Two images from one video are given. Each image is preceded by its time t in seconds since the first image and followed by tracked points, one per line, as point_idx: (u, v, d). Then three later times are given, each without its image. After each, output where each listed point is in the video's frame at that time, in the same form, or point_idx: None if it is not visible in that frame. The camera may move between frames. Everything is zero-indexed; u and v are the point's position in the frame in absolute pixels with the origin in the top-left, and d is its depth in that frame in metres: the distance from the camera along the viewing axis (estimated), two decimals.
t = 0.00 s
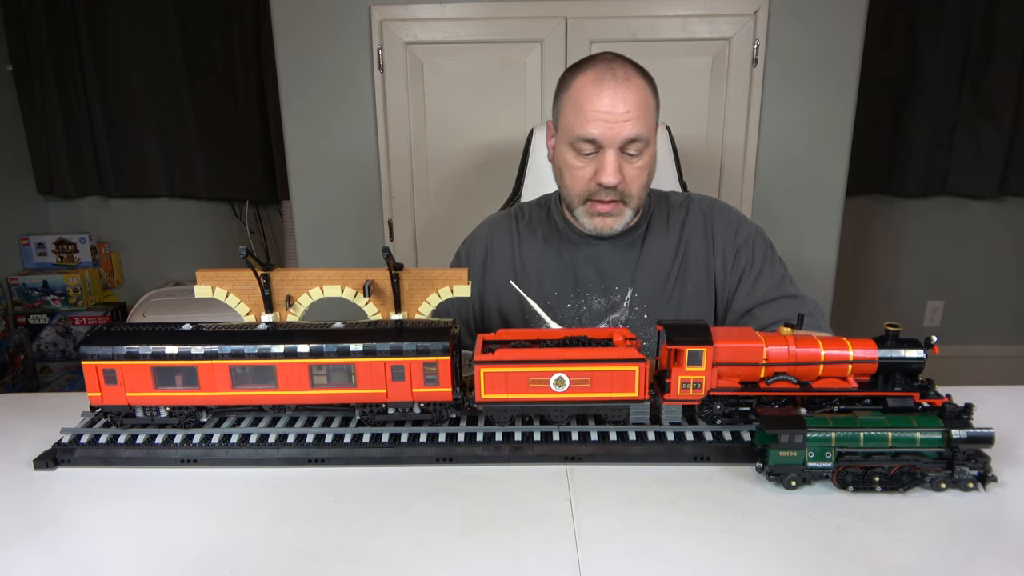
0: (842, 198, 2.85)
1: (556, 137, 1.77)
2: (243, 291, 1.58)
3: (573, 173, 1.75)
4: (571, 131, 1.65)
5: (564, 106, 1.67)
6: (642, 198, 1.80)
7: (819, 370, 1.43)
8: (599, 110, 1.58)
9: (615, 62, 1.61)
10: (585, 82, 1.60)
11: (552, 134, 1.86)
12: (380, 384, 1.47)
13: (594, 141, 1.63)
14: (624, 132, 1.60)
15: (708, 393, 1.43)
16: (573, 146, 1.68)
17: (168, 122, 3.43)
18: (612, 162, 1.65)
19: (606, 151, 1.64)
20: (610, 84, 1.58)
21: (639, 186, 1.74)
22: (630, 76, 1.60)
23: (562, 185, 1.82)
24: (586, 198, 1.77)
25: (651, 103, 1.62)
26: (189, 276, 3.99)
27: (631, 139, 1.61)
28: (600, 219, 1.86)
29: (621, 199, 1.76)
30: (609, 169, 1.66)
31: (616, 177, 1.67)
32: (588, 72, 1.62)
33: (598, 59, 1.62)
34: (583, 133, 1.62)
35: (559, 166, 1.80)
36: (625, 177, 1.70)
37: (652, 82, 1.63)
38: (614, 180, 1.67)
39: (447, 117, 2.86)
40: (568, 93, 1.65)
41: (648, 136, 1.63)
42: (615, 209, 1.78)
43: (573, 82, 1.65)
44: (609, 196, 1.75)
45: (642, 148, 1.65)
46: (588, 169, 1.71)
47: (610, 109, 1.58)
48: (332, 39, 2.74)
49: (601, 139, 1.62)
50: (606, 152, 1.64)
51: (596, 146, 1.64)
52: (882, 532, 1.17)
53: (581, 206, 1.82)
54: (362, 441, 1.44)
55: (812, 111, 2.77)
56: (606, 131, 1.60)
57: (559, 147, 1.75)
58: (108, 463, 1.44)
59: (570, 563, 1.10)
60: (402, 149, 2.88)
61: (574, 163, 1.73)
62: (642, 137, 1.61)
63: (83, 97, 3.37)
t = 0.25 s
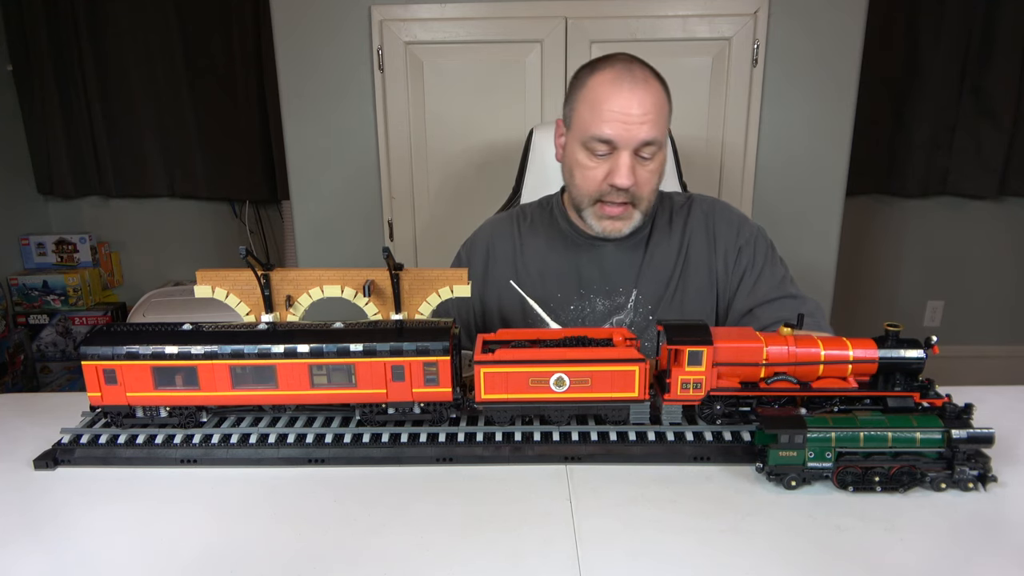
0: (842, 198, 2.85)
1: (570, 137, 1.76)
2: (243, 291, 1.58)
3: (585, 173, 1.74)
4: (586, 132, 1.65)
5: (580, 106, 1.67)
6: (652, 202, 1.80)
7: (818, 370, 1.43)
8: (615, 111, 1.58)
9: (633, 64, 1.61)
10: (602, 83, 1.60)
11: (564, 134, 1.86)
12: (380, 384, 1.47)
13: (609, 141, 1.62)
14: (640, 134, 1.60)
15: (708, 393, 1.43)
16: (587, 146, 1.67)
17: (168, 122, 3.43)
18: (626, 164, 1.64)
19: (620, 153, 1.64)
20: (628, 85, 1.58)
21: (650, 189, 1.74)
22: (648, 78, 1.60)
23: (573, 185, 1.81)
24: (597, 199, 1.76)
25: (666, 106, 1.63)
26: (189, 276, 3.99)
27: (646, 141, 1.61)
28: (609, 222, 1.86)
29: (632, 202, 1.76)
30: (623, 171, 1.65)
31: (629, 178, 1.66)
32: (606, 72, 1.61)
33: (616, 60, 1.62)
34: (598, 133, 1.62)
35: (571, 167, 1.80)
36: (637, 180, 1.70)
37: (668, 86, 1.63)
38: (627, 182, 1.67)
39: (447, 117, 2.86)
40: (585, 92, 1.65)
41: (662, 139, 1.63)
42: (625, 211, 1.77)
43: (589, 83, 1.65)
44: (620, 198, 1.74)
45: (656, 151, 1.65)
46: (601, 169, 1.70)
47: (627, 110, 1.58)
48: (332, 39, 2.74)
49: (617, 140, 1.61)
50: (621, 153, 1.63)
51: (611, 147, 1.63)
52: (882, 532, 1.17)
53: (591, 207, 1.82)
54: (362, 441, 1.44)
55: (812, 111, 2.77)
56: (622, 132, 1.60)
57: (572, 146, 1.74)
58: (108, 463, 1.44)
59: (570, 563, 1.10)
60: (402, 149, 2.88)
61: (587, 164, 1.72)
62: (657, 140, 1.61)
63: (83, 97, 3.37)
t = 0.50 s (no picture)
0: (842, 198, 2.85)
1: (575, 135, 1.76)
2: (243, 291, 1.58)
3: (590, 172, 1.74)
4: (593, 131, 1.65)
5: (587, 105, 1.67)
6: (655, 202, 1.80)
7: (819, 370, 1.43)
8: (623, 111, 1.58)
9: (639, 64, 1.61)
10: (610, 82, 1.60)
11: (569, 133, 1.86)
12: (380, 384, 1.47)
13: (614, 141, 1.62)
14: (646, 135, 1.60)
15: (708, 393, 1.43)
16: (593, 145, 1.67)
17: (168, 122, 3.43)
18: (632, 164, 1.65)
19: (626, 153, 1.64)
20: (636, 86, 1.58)
21: (654, 189, 1.74)
22: (654, 79, 1.60)
23: (577, 184, 1.81)
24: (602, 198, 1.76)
25: (672, 107, 1.63)
26: (189, 276, 3.99)
27: (652, 142, 1.61)
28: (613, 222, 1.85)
29: (636, 202, 1.76)
30: (628, 171, 1.65)
31: (635, 179, 1.66)
32: (613, 72, 1.62)
33: (623, 60, 1.63)
34: (604, 133, 1.62)
35: (576, 165, 1.80)
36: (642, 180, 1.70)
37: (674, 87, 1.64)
38: (632, 182, 1.67)
39: (447, 117, 2.86)
40: (591, 92, 1.65)
41: (667, 140, 1.63)
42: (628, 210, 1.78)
43: (597, 82, 1.65)
44: (625, 198, 1.75)
45: (661, 152, 1.65)
46: (606, 168, 1.71)
47: (634, 110, 1.58)
48: (332, 39, 2.74)
49: (623, 140, 1.61)
50: (627, 153, 1.64)
51: (617, 147, 1.63)
52: (882, 532, 1.17)
53: (595, 206, 1.81)
54: (362, 441, 1.44)
55: (812, 111, 2.77)
56: (629, 132, 1.60)
57: (578, 145, 1.74)
58: (108, 463, 1.44)
59: (570, 562, 1.10)
60: (402, 150, 2.88)
61: (592, 162, 1.72)
62: (663, 141, 1.62)
63: (84, 97, 3.36)
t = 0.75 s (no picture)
0: (842, 199, 2.85)
1: (584, 139, 1.78)
2: (243, 291, 1.58)
3: (608, 171, 1.76)
4: (608, 129, 1.68)
5: (594, 105, 1.70)
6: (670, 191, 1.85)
7: (819, 370, 1.43)
8: (637, 104, 1.63)
9: (636, 60, 1.69)
10: (615, 80, 1.66)
11: (570, 139, 1.88)
12: (380, 384, 1.47)
13: (632, 134, 1.66)
14: (662, 123, 1.66)
15: (708, 393, 1.43)
16: (609, 142, 1.70)
17: (168, 122, 3.43)
18: (652, 154, 1.69)
19: (644, 144, 1.69)
20: (642, 78, 1.65)
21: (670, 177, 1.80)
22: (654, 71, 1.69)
23: (594, 187, 1.81)
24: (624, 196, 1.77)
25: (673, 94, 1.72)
26: (189, 276, 3.99)
27: (666, 129, 1.68)
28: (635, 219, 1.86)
29: (658, 193, 1.79)
30: (650, 161, 1.69)
31: (657, 168, 1.71)
32: (614, 71, 1.68)
33: (616, 60, 1.70)
34: (622, 127, 1.65)
35: (589, 169, 1.81)
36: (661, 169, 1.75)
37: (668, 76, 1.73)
38: (655, 172, 1.71)
39: (447, 117, 2.86)
40: (597, 92, 1.69)
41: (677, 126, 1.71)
42: (651, 204, 1.79)
43: (598, 83, 1.70)
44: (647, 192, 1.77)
45: (672, 139, 1.72)
46: (624, 164, 1.73)
47: (647, 101, 1.63)
48: (332, 40, 2.74)
49: (641, 131, 1.66)
50: (644, 144, 1.68)
51: (635, 139, 1.67)
52: (882, 532, 1.17)
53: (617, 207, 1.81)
54: (362, 441, 1.44)
55: (812, 111, 2.77)
56: (646, 123, 1.65)
57: (589, 147, 1.76)
58: (108, 463, 1.44)
59: (570, 563, 1.10)
60: (402, 149, 2.88)
61: (610, 161, 1.75)
62: (675, 127, 1.69)
63: (83, 97, 3.37)
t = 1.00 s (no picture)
0: (842, 198, 2.85)
1: (583, 134, 1.79)
2: (243, 291, 1.58)
3: (608, 165, 1.76)
4: (609, 122, 1.69)
5: (593, 100, 1.71)
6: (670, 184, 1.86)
7: (819, 370, 1.43)
8: (636, 97, 1.65)
9: (633, 55, 1.72)
10: (612, 74, 1.68)
11: (569, 135, 1.88)
12: (380, 384, 1.47)
13: (633, 127, 1.67)
14: (662, 115, 1.67)
15: (708, 393, 1.43)
16: (610, 135, 1.71)
17: (168, 122, 3.43)
18: (652, 146, 1.70)
19: (644, 137, 1.69)
20: (641, 72, 1.67)
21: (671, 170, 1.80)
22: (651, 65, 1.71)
23: (595, 182, 1.81)
24: (626, 190, 1.77)
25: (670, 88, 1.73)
26: (189, 276, 3.99)
27: (666, 122, 1.69)
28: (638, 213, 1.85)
29: (660, 186, 1.79)
30: (651, 153, 1.70)
31: (658, 161, 1.71)
32: (611, 65, 1.69)
33: (612, 55, 1.72)
34: (623, 120, 1.66)
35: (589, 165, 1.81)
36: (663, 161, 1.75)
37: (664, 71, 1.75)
38: (657, 164, 1.71)
39: (447, 117, 2.86)
40: (596, 86, 1.71)
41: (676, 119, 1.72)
42: (652, 197, 1.79)
43: (596, 79, 1.71)
44: (649, 184, 1.77)
45: (672, 131, 1.73)
46: (624, 158, 1.74)
47: (646, 94, 1.65)
48: (332, 40, 2.74)
49: (642, 124, 1.67)
50: (645, 137, 1.69)
51: (635, 132, 1.68)
52: (882, 532, 1.17)
53: (620, 202, 1.80)
54: (362, 441, 1.44)
55: (812, 111, 2.77)
56: (646, 116, 1.66)
57: (590, 142, 1.77)
58: (108, 463, 1.44)
59: (570, 563, 1.10)
60: (402, 149, 2.88)
61: (611, 155, 1.75)
62: (674, 119, 1.70)
63: (84, 97, 3.37)
